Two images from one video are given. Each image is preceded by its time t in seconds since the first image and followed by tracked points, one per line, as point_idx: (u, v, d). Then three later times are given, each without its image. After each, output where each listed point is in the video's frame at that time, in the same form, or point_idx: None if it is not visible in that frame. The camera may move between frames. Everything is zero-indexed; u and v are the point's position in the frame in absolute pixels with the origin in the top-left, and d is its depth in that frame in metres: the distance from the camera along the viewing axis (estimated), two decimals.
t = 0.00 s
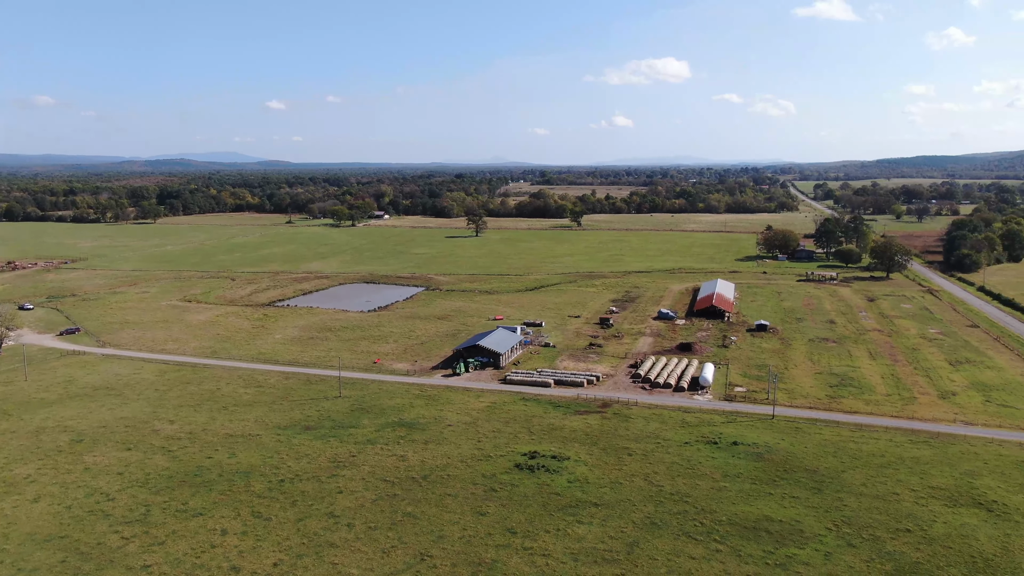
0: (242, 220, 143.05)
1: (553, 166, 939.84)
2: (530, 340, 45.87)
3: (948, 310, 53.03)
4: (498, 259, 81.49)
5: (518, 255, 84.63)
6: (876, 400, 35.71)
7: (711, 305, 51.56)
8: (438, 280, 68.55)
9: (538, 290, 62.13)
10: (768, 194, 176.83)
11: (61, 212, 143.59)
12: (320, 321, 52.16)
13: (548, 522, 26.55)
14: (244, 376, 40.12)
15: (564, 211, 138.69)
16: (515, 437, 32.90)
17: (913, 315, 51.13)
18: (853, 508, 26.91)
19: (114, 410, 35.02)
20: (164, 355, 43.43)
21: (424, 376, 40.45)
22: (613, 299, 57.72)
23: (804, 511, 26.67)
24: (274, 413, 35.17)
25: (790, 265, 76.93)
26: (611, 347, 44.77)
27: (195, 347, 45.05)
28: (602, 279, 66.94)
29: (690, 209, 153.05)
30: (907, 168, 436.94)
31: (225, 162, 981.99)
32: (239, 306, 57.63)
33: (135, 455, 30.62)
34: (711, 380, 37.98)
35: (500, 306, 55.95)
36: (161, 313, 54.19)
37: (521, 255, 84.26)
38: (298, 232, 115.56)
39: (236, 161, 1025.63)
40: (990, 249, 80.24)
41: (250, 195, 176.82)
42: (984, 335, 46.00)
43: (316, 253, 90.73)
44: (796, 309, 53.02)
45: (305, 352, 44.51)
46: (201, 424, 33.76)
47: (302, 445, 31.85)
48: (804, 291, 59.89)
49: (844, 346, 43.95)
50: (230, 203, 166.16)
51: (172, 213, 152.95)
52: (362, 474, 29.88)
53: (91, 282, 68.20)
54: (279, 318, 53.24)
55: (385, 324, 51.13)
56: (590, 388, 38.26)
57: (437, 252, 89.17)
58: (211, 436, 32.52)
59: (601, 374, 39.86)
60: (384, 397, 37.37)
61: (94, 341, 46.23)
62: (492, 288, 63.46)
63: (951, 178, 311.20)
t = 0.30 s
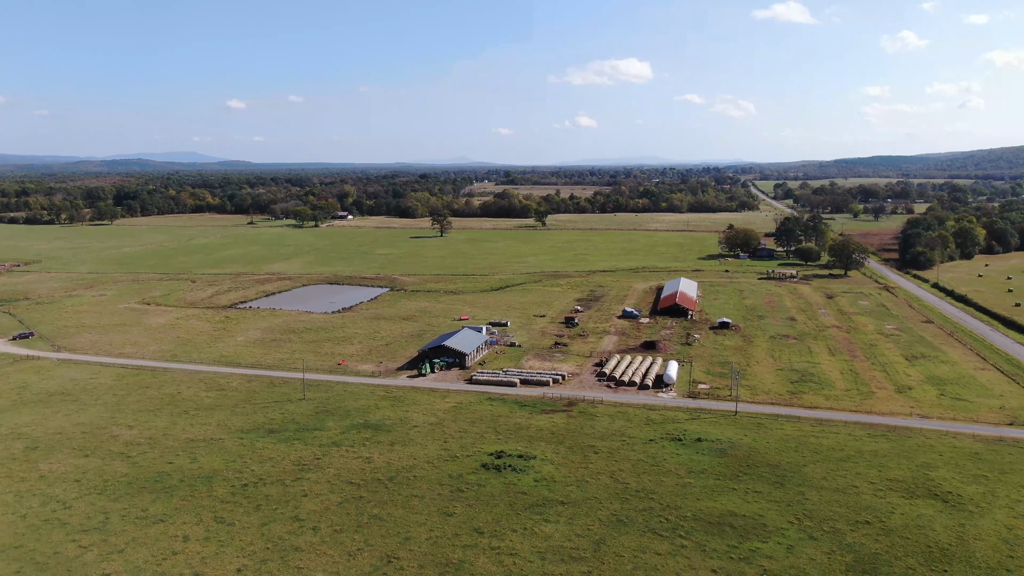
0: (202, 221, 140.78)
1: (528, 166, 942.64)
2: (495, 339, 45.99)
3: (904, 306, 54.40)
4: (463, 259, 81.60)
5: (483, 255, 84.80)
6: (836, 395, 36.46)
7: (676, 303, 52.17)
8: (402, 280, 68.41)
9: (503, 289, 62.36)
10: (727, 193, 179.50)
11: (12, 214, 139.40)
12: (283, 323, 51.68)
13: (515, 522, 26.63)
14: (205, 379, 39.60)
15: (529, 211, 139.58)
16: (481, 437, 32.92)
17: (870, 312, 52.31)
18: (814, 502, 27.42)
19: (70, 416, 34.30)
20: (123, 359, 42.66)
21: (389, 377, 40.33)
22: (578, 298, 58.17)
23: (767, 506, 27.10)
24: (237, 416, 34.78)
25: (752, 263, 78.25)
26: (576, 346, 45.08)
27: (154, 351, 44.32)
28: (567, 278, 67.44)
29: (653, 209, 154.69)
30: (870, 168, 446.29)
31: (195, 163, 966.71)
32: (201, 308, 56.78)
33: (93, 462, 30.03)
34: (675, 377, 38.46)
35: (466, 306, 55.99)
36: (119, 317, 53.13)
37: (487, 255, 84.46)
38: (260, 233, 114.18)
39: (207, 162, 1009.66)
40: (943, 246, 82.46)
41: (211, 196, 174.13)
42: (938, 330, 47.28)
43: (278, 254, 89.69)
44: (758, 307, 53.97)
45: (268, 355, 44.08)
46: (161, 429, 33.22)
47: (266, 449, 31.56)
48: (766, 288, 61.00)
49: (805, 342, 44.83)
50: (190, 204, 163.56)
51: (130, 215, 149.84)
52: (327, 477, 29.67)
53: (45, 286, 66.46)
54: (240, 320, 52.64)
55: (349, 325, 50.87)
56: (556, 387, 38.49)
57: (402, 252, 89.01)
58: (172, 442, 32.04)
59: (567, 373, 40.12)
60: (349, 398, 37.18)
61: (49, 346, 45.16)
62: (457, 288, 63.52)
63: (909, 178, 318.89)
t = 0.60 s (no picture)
0: (163, 222, 138.11)
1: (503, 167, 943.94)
2: (461, 339, 46.03)
3: (862, 303, 55.60)
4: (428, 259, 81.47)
5: (448, 255, 84.86)
6: (796, 391, 37.13)
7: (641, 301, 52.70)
8: (367, 281, 68.08)
9: (469, 289, 62.50)
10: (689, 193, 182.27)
11: None
12: (245, 325, 51.09)
13: (482, 522, 26.62)
14: (165, 383, 38.99)
15: (493, 211, 140.29)
16: (447, 437, 32.89)
17: (830, 309, 53.40)
18: (777, 496, 27.86)
19: (22, 423, 33.46)
20: (78, 364, 41.77)
21: (354, 378, 40.10)
22: (544, 297, 58.51)
23: (731, 501, 27.46)
24: (199, 421, 34.28)
25: (716, 261, 79.49)
26: (542, 345, 45.30)
27: (112, 355, 43.45)
28: (532, 277, 67.79)
29: (618, 208, 155.45)
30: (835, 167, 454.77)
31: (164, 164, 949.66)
32: (161, 312, 55.75)
33: (48, 470, 29.32)
34: (640, 375, 38.88)
35: (431, 306, 55.94)
36: (74, 320, 51.92)
37: (452, 255, 84.54)
38: (223, 235, 112.48)
39: (178, 162, 991.79)
40: (898, 244, 84.40)
41: (170, 198, 171.05)
42: (895, 326, 48.44)
43: (240, 255, 88.29)
44: (720, 304, 54.80)
45: (229, 357, 43.55)
46: (118, 435, 32.58)
47: (228, 453, 31.16)
48: (728, 286, 61.93)
49: (766, 339, 45.61)
50: (148, 205, 160.61)
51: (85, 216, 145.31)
52: (292, 480, 29.39)
53: None
54: (201, 323, 51.91)
55: (312, 327, 50.50)
56: (521, 387, 38.64)
57: (366, 253, 88.65)
58: (131, 448, 31.45)
59: (532, 373, 40.28)
60: (314, 401, 36.90)
61: (3, 351, 43.94)
62: (422, 288, 63.45)
63: (867, 178, 326.66)
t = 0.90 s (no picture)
0: (121, 223, 135.13)
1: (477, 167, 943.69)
2: (426, 340, 45.94)
3: (820, 300, 56.77)
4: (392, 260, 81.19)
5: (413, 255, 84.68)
6: (758, 387, 37.79)
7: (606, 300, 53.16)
8: (331, 282, 67.56)
9: (433, 289, 62.47)
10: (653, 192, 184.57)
11: None
12: (206, 328, 50.36)
13: (448, 522, 26.62)
14: (123, 387, 38.25)
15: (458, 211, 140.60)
16: (413, 438, 32.81)
17: (790, 306, 54.41)
18: (740, 491, 28.30)
19: None
20: (31, 369, 40.73)
21: (318, 380, 39.80)
22: (509, 296, 58.70)
23: (695, 497, 27.82)
24: (158, 426, 33.69)
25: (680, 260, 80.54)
26: (507, 344, 45.45)
27: (68, 360, 42.45)
28: (498, 277, 67.99)
29: (581, 208, 156.62)
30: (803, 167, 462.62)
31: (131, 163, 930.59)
32: (120, 315, 54.62)
33: None
34: (605, 373, 39.23)
35: (395, 307, 55.72)
36: (27, 325, 50.55)
37: (416, 255, 84.38)
38: (183, 235, 110.53)
39: (147, 163, 971.71)
40: (855, 242, 86.23)
41: (126, 198, 167.51)
42: (853, 322, 49.56)
43: (202, 257, 86.71)
44: (683, 302, 55.51)
45: (189, 360, 42.91)
46: (74, 441, 31.86)
47: (190, 458, 30.71)
48: (692, 284, 62.82)
49: (729, 336, 46.32)
50: (104, 206, 157.55)
51: (38, 217, 141.24)
52: (256, 484, 29.08)
53: None
54: (160, 326, 51.02)
55: (275, 328, 50.00)
56: (487, 386, 38.71)
57: (330, 253, 88.06)
58: (87, 454, 30.79)
59: (498, 372, 40.39)
60: (278, 403, 36.52)
61: None
62: (387, 289, 63.23)
63: (826, 177, 334.45)
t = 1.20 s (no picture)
0: (77, 225, 131.94)
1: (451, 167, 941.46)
2: (391, 340, 45.75)
3: (780, 297, 57.87)
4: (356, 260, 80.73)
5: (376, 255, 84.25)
6: (721, 383, 38.37)
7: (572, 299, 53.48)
8: (293, 283, 66.88)
9: (397, 289, 62.27)
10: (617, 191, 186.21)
11: None
12: (165, 331, 49.51)
13: (414, 522, 26.56)
14: (79, 392, 37.43)
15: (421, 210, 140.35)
16: (379, 440, 32.66)
17: (751, 303, 55.25)
18: (704, 486, 28.69)
19: None
20: None
21: (281, 382, 39.42)
22: (474, 296, 58.73)
23: (660, 493, 28.11)
24: (116, 431, 33.02)
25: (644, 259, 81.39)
26: (473, 344, 45.50)
27: (20, 366, 41.33)
28: (463, 277, 68.00)
29: (546, 208, 157.29)
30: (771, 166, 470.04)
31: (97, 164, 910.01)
32: (76, 318, 53.39)
33: None
34: (571, 372, 39.51)
35: (359, 308, 55.37)
36: None
37: (380, 255, 83.97)
38: (141, 237, 108.33)
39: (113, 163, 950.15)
40: (814, 239, 87.86)
41: (82, 199, 163.58)
42: (816, 319, 50.53)
43: (163, 259, 84.95)
44: (647, 301, 56.10)
45: (148, 364, 42.16)
46: (27, 449, 31.06)
47: (150, 463, 30.17)
48: (657, 283, 63.51)
49: (692, 333, 46.92)
50: (59, 206, 154.02)
51: None
52: (218, 488, 28.68)
53: None
54: (118, 329, 49.99)
55: (237, 331, 49.34)
56: (454, 387, 38.72)
57: (292, 254, 87.20)
58: (42, 461, 30.04)
59: (464, 372, 40.40)
60: (241, 406, 36.07)
61: None
62: (350, 289, 62.86)
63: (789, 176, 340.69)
